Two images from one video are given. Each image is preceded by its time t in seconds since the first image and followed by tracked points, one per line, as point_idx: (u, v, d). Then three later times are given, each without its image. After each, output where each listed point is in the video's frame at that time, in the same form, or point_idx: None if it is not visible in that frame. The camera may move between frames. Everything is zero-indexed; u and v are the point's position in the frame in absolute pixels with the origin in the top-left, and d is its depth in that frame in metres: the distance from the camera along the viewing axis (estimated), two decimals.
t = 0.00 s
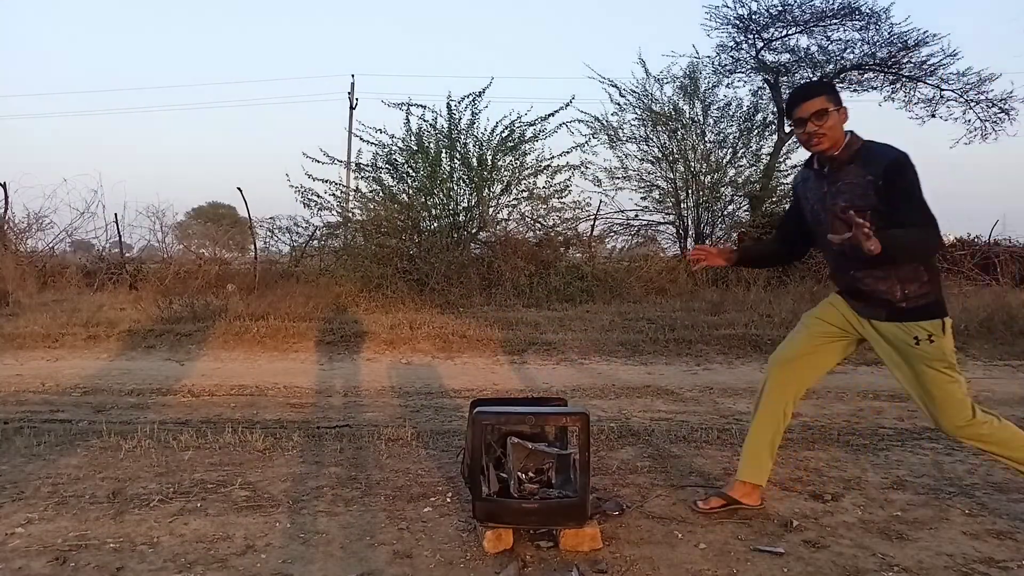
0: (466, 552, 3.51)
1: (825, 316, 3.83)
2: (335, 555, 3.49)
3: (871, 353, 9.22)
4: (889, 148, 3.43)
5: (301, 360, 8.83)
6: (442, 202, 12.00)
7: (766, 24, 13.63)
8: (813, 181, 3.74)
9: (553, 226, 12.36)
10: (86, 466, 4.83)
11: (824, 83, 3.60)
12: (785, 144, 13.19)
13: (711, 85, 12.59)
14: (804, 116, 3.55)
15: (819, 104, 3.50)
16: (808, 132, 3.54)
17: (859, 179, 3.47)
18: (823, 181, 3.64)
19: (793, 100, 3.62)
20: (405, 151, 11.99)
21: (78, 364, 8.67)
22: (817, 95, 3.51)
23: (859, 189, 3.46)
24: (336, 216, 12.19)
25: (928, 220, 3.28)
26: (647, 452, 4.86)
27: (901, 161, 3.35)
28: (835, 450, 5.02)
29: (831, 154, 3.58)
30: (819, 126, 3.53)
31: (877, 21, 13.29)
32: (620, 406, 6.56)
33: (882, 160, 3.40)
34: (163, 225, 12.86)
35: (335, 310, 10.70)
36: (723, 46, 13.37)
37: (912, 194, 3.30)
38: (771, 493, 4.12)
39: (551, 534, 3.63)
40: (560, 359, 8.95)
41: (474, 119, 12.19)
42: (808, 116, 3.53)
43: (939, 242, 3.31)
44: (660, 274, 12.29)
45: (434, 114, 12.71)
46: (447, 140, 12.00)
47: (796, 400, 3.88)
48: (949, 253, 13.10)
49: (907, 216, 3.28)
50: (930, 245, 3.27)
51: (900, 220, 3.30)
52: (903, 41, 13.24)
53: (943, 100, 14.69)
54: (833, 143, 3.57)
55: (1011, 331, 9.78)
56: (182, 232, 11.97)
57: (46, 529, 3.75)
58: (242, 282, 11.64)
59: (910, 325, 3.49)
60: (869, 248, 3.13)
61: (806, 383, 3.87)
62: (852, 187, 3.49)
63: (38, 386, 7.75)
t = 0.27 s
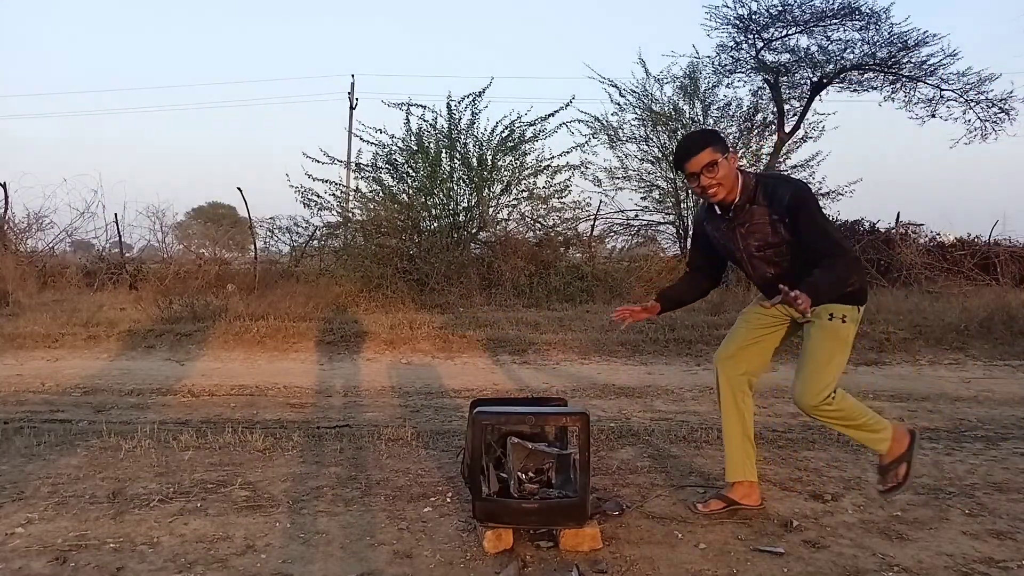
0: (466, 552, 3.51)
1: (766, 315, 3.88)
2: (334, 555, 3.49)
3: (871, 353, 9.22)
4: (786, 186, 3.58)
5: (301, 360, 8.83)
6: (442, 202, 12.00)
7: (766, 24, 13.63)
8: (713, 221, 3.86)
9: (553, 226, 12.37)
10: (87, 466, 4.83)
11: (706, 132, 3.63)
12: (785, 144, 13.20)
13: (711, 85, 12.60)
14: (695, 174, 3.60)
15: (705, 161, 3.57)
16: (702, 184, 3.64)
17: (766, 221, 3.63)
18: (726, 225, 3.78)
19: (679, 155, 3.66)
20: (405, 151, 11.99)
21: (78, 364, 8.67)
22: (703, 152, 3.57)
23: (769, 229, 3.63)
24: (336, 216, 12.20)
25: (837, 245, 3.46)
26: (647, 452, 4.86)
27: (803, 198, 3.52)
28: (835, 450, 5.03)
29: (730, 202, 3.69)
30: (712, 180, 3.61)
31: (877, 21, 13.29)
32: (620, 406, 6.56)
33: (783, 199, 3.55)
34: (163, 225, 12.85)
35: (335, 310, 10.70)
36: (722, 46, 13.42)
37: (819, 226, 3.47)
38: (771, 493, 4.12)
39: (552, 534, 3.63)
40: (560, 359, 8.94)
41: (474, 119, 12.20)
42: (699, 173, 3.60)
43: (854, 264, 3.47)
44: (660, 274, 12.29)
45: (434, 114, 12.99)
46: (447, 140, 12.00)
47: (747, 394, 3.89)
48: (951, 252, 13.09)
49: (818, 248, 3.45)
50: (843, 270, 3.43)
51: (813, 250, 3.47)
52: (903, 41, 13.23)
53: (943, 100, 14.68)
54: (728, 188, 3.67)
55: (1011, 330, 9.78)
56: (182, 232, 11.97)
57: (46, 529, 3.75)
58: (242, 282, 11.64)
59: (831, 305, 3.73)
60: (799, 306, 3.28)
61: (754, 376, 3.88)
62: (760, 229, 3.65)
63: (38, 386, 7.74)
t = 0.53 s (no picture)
0: (466, 552, 3.51)
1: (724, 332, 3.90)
2: (335, 555, 3.48)
3: (871, 353, 9.22)
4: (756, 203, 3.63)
5: (301, 360, 8.83)
6: (442, 202, 12.00)
7: (766, 24, 13.63)
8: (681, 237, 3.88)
9: (553, 226, 12.37)
10: (87, 466, 4.83)
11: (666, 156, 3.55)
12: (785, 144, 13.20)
13: (711, 85, 12.60)
14: (657, 202, 3.56)
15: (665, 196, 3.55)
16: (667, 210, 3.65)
17: (737, 237, 3.68)
18: (695, 242, 3.81)
19: (640, 183, 3.59)
20: (405, 151, 11.99)
21: (78, 364, 8.67)
22: (665, 180, 3.51)
23: (740, 245, 3.68)
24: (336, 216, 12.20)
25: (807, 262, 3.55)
26: (646, 452, 4.87)
27: (773, 215, 3.58)
28: (834, 450, 5.03)
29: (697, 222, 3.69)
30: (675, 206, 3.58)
31: (877, 21, 13.29)
32: (619, 406, 6.57)
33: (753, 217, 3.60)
34: (163, 225, 12.85)
35: (335, 310, 10.70)
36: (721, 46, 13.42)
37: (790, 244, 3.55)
38: (771, 493, 4.13)
39: (552, 534, 3.63)
40: (560, 359, 8.94)
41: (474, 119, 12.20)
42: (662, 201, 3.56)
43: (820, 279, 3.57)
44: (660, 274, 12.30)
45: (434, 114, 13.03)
46: (447, 140, 12.01)
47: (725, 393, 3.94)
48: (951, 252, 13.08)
49: (788, 266, 3.53)
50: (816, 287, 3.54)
51: (784, 268, 3.55)
52: (903, 41, 13.23)
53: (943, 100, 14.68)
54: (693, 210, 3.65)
55: (1011, 330, 9.79)
56: (182, 232, 11.97)
57: (46, 530, 3.75)
58: (241, 282, 11.63)
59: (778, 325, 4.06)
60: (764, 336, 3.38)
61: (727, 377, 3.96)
62: (732, 245, 3.70)
63: (38, 386, 7.74)
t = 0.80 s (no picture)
0: (466, 552, 3.50)
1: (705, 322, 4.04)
2: (335, 555, 3.48)
3: (871, 353, 9.22)
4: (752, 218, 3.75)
5: (301, 360, 8.83)
6: (442, 202, 12.01)
7: (766, 24, 13.63)
8: (672, 244, 3.98)
9: (553, 226, 12.38)
10: (87, 465, 4.83)
11: (670, 165, 3.60)
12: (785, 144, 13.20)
13: (711, 85, 12.60)
14: (660, 208, 3.62)
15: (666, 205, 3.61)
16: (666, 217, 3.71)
17: (731, 249, 3.79)
18: (687, 250, 3.91)
19: (643, 189, 3.65)
20: (405, 151, 11.99)
21: (77, 364, 8.67)
22: (669, 188, 3.58)
23: (731, 256, 3.80)
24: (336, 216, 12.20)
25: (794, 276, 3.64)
26: (645, 452, 4.87)
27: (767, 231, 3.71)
28: (834, 450, 5.03)
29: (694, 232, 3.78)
30: (675, 214, 3.65)
31: (877, 21, 13.29)
32: (619, 406, 6.57)
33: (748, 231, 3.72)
34: (163, 225, 12.85)
35: (335, 310, 10.70)
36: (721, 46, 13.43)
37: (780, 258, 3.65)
38: (770, 493, 4.13)
39: (552, 534, 3.63)
40: (560, 359, 8.94)
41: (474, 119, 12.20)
42: (664, 208, 3.62)
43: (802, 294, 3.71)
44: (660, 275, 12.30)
45: (434, 114, 13.03)
46: (447, 140, 12.01)
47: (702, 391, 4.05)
48: (951, 252, 13.09)
49: (774, 276, 3.62)
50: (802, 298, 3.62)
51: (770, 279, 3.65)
52: (903, 41, 13.23)
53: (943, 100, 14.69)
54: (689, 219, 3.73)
55: (1011, 330, 9.79)
56: (182, 232, 11.97)
57: (46, 529, 3.75)
58: (241, 282, 11.62)
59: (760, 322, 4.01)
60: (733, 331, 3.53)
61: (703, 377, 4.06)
62: (724, 256, 3.81)
63: (37, 386, 7.74)
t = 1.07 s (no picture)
0: (465, 553, 3.50)
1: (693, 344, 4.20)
2: (334, 555, 3.48)
3: (871, 353, 9.22)
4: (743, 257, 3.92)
5: (301, 360, 8.83)
6: (442, 202, 12.00)
7: (766, 24, 13.63)
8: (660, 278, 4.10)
9: (553, 226, 12.38)
10: (87, 466, 4.83)
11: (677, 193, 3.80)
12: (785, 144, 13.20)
13: (711, 85, 12.60)
14: (664, 228, 3.79)
15: (676, 221, 3.78)
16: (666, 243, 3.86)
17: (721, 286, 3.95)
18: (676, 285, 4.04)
19: (649, 211, 3.84)
20: (405, 151, 11.99)
21: (77, 364, 8.67)
22: (674, 209, 3.77)
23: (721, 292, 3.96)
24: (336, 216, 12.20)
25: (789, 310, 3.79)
26: (645, 452, 4.87)
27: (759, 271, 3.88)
28: (835, 450, 5.03)
29: (689, 263, 3.94)
30: (680, 238, 3.83)
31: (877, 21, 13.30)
32: (620, 406, 6.57)
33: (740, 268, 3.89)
34: (163, 225, 12.85)
35: (335, 310, 10.70)
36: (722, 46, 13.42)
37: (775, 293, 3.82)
38: (770, 493, 4.13)
39: (552, 534, 3.63)
40: (560, 359, 8.93)
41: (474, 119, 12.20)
42: (668, 230, 3.79)
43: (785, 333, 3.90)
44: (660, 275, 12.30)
45: (434, 114, 13.01)
46: (447, 140, 12.00)
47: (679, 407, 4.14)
48: (951, 252, 13.10)
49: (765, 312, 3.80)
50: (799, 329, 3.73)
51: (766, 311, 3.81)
52: (903, 41, 13.24)
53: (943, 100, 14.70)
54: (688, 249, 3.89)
55: (1011, 330, 9.79)
56: (182, 232, 11.97)
57: (46, 529, 3.75)
58: (240, 282, 11.62)
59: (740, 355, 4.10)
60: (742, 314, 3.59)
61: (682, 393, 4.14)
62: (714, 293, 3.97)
63: (37, 386, 7.74)
